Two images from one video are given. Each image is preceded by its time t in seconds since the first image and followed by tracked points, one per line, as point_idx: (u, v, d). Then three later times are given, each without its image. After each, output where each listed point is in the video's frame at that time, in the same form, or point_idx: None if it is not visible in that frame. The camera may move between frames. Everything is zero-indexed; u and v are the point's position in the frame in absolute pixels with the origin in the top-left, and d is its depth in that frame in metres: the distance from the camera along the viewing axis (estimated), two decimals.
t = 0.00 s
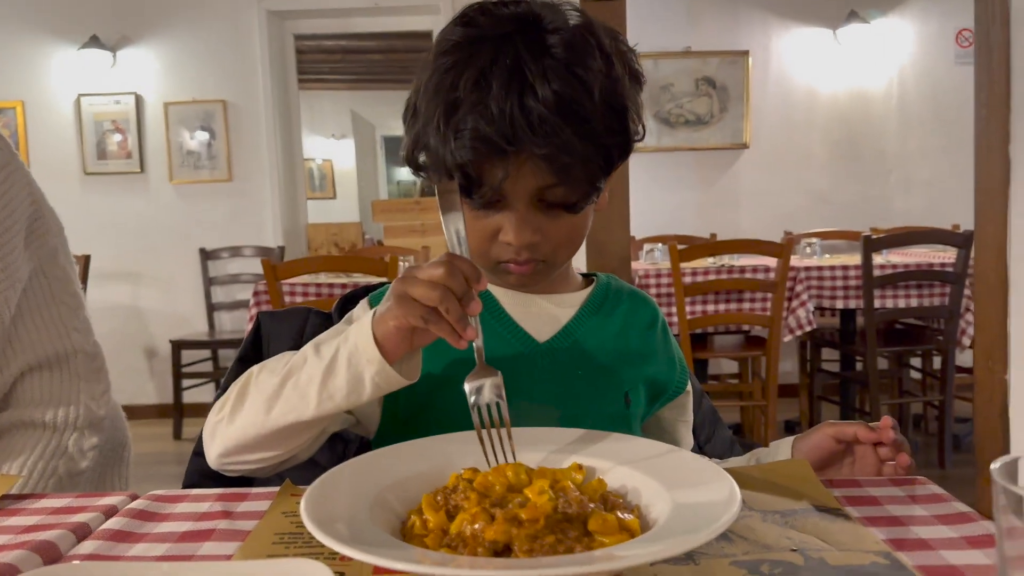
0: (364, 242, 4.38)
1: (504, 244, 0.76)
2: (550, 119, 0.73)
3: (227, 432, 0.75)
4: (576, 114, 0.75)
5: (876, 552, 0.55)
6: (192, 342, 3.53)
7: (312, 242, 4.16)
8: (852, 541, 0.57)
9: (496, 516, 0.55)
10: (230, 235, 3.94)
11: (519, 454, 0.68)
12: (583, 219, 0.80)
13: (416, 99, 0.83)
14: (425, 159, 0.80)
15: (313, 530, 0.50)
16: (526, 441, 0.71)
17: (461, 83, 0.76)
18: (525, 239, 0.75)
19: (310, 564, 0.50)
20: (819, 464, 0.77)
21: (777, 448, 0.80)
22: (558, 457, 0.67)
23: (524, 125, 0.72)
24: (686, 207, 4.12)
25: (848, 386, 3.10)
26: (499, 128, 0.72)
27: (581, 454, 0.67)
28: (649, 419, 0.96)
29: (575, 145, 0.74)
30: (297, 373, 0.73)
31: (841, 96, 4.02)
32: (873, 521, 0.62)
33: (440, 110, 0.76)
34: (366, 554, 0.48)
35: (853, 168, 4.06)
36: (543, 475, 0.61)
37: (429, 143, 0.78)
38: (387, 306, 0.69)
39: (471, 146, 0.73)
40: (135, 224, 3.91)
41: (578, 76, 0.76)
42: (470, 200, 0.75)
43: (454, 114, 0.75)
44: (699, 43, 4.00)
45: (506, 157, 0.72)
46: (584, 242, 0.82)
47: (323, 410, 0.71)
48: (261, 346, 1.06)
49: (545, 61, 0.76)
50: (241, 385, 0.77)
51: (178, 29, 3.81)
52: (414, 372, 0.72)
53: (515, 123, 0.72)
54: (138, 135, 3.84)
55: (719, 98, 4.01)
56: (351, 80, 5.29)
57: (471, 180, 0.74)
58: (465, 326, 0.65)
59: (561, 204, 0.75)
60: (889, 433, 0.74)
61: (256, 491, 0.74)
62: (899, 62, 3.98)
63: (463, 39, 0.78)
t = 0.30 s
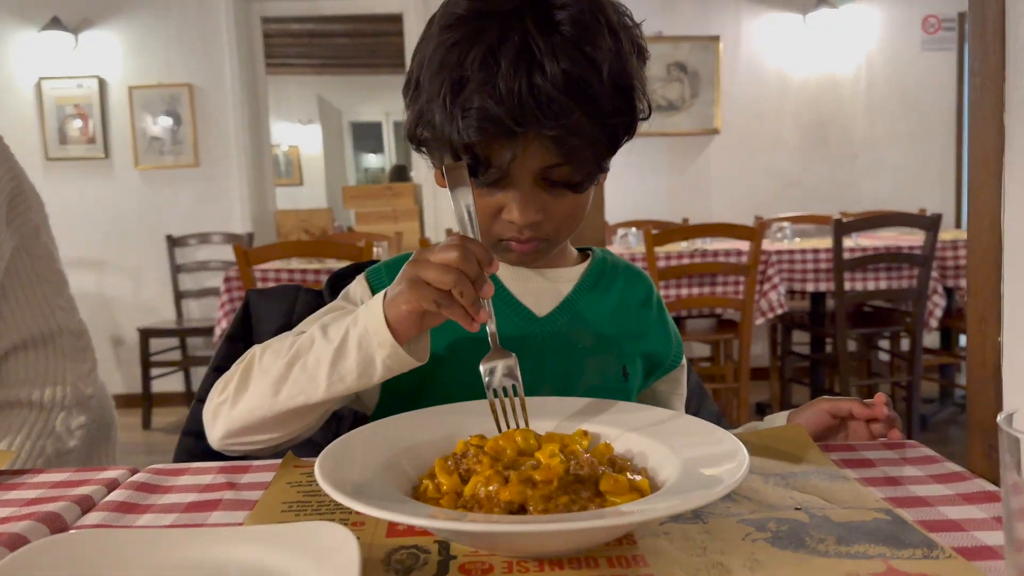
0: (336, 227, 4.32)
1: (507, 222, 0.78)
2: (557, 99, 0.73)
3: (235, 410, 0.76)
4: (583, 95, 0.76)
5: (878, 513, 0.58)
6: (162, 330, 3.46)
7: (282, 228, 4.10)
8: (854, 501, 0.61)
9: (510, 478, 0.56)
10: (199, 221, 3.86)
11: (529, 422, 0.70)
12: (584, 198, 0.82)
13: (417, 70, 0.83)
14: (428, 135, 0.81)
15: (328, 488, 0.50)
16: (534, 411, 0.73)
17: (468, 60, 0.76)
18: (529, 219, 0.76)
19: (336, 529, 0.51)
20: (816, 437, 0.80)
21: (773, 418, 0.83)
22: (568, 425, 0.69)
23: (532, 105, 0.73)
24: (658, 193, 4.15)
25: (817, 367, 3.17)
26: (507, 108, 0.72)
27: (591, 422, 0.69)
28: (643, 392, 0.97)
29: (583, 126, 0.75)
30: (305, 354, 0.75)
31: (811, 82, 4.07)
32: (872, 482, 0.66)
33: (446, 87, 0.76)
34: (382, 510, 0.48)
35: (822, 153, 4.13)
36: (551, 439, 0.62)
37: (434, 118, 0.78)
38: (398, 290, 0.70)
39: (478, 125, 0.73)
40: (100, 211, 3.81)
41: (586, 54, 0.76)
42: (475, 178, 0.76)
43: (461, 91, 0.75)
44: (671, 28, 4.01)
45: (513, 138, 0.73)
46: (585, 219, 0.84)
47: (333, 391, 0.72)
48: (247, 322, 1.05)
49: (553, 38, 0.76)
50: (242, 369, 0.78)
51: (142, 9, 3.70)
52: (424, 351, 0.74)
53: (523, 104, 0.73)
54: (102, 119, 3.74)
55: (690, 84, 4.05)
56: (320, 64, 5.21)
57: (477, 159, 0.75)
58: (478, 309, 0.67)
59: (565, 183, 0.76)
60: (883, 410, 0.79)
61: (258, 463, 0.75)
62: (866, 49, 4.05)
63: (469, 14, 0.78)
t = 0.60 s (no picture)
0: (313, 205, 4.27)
1: (508, 188, 0.79)
2: (563, 64, 0.74)
3: (237, 384, 0.76)
4: (588, 61, 0.77)
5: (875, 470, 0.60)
6: (139, 310, 3.41)
7: (259, 207, 4.04)
8: (854, 457, 0.63)
9: (522, 437, 0.57)
10: (173, 199, 3.79)
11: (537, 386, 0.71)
12: (585, 167, 0.83)
13: (421, 35, 0.83)
14: (431, 100, 0.81)
15: (344, 448, 0.50)
16: (540, 375, 0.74)
17: (473, 24, 0.76)
18: (530, 185, 0.77)
19: (360, 489, 0.52)
20: (811, 398, 0.83)
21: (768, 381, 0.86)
22: (574, 386, 0.71)
23: (538, 69, 0.73)
24: (636, 169, 4.16)
25: (794, 340, 3.23)
26: (513, 72, 0.73)
27: (597, 385, 0.71)
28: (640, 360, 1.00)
29: (589, 92, 0.76)
30: (307, 328, 0.75)
31: (786, 59, 4.11)
32: (871, 439, 0.69)
33: (451, 51, 0.77)
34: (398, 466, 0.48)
35: (798, 128, 4.16)
36: (560, 400, 0.63)
37: (437, 84, 0.78)
38: (401, 263, 0.70)
39: (483, 90, 0.73)
40: (71, 189, 3.72)
41: (592, 20, 0.78)
42: (477, 144, 0.76)
43: (466, 55, 0.76)
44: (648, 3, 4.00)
45: (518, 103, 0.73)
46: (585, 188, 0.85)
47: (336, 364, 0.72)
48: (243, 295, 1.04)
49: (560, 4, 0.77)
50: (246, 342, 0.78)
51: None
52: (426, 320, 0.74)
53: (530, 68, 0.73)
54: (72, 96, 3.64)
55: (669, 60, 4.05)
56: (293, 39, 5.11)
57: (481, 124, 0.75)
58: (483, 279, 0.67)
59: (567, 149, 0.77)
60: (874, 371, 0.81)
61: (263, 430, 0.75)
62: (840, 26, 4.09)
63: None
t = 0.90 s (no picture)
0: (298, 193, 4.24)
1: (504, 176, 0.79)
2: (561, 52, 0.74)
3: (224, 385, 0.76)
4: (585, 49, 0.77)
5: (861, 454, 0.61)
6: (125, 299, 3.38)
7: (243, 195, 4.01)
8: (842, 441, 0.65)
9: (514, 424, 0.58)
10: (157, 188, 3.75)
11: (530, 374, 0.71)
12: (579, 155, 0.83)
13: (417, 19, 0.82)
14: (427, 86, 0.81)
15: (336, 436, 0.50)
16: (533, 363, 0.74)
17: (471, 10, 0.76)
18: (527, 173, 0.77)
19: (353, 475, 0.53)
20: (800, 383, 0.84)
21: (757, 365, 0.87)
22: (565, 374, 0.71)
23: (536, 57, 0.73)
24: (623, 156, 4.15)
25: (780, 325, 3.25)
26: (510, 59, 0.72)
27: (590, 372, 0.71)
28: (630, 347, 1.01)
29: (587, 80, 0.75)
30: (295, 331, 0.74)
31: (771, 45, 4.11)
32: (858, 423, 0.70)
33: (448, 37, 0.76)
34: (389, 453, 0.48)
35: (783, 114, 4.17)
36: (550, 387, 0.63)
37: (434, 70, 0.78)
38: (390, 271, 0.69)
39: (480, 77, 0.73)
40: (52, 179, 3.66)
41: (590, 7, 0.77)
42: (474, 130, 0.77)
43: (463, 42, 0.75)
44: None
45: (515, 91, 0.73)
46: (579, 176, 0.85)
47: (325, 369, 0.72)
48: (231, 283, 1.04)
49: None
50: (234, 340, 0.77)
51: None
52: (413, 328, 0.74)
53: (528, 56, 0.73)
54: (53, 84, 3.58)
55: (654, 46, 4.04)
56: (275, 26, 5.05)
57: (477, 111, 0.75)
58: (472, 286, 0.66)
59: (562, 138, 0.77)
60: (861, 356, 0.83)
61: (253, 419, 0.75)
62: (825, 12, 4.09)
63: None
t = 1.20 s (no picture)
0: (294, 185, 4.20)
1: (496, 192, 0.75)
2: (558, 65, 0.71)
3: (208, 423, 0.76)
4: (582, 62, 0.74)
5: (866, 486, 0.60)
6: (121, 295, 3.35)
7: (238, 187, 3.98)
8: (842, 474, 0.63)
9: (505, 465, 0.56)
10: (151, 181, 3.71)
11: (518, 402, 0.70)
12: (575, 172, 0.79)
13: (407, 29, 0.79)
14: (418, 99, 0.77)
15: (320, 482, 0.49)
16: (524, 391, 0.72)
17: (466, 21, 0.73)
18: (520, 189, 0.73)
19: (336, 522, 0.51)
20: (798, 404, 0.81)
21: (757, 386, 0.85)
22: (556, 403, 0.70)
23: (531, 70, 0.70)
24: (620, 148, 4.12)
25: (779, 318, 3.24)
26: (505, 72, 0.70)
27: (581, 399, 0.70)
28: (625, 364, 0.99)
29: (583, 94, 0.72)
30: (273, 372, 0.73)
31: (770, 36, 4.06)
32: (859, 453, 0.68)
33: (441, 49, 0.73)
34: (376, 504, 0.47)
35: (782, 105, 4.14)
36: (543, 421, 0.62)
37: (426, 83, 0.75)
38: (356, 319, 0.67)
39: (473, 89, 0.70)
40: (46, 172, 3.62)
41: (588, 20, 0.74)
42: (466, 144, 0.73)
43: (456, 54, 0.72)
44: None
45: (509, 104, 0.70)
46: (574, 193, 0.82)
47: (304, 410, 0.71)
48: (220, 297, 1.01)
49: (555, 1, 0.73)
50: (216, 379, 0.76)
51: None
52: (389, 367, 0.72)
53: (523, 69, 0.70)
54: (47, 77, 3.53)
55: (653, 36, 4.01)
56: (270, 16, 4.99)
57: (470, 124, 0.72)
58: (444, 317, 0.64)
59: (557, 153, 0.74)
60: (861, 379, 0.81)
61: (240, 447, 0.73)
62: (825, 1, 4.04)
63: None
